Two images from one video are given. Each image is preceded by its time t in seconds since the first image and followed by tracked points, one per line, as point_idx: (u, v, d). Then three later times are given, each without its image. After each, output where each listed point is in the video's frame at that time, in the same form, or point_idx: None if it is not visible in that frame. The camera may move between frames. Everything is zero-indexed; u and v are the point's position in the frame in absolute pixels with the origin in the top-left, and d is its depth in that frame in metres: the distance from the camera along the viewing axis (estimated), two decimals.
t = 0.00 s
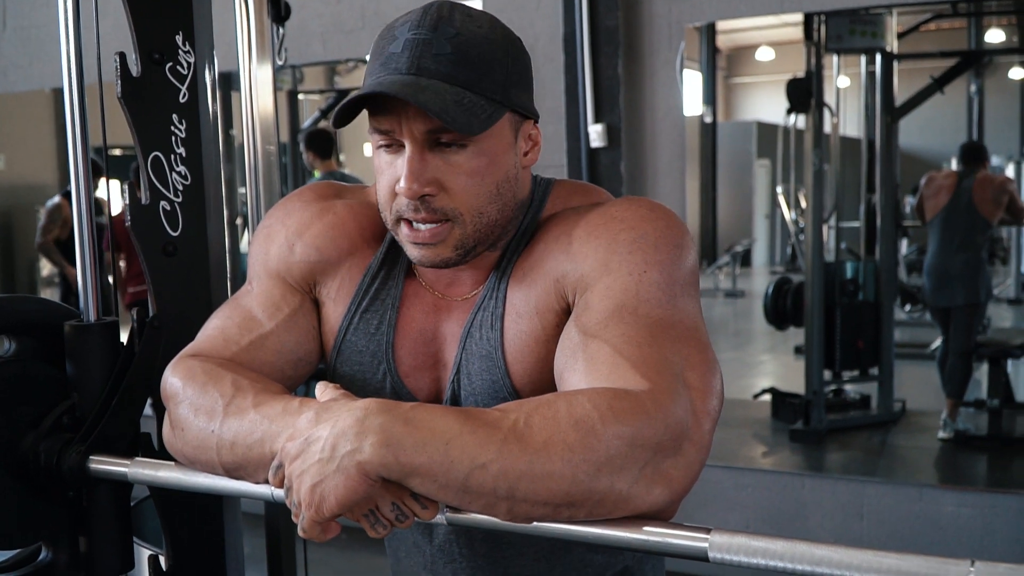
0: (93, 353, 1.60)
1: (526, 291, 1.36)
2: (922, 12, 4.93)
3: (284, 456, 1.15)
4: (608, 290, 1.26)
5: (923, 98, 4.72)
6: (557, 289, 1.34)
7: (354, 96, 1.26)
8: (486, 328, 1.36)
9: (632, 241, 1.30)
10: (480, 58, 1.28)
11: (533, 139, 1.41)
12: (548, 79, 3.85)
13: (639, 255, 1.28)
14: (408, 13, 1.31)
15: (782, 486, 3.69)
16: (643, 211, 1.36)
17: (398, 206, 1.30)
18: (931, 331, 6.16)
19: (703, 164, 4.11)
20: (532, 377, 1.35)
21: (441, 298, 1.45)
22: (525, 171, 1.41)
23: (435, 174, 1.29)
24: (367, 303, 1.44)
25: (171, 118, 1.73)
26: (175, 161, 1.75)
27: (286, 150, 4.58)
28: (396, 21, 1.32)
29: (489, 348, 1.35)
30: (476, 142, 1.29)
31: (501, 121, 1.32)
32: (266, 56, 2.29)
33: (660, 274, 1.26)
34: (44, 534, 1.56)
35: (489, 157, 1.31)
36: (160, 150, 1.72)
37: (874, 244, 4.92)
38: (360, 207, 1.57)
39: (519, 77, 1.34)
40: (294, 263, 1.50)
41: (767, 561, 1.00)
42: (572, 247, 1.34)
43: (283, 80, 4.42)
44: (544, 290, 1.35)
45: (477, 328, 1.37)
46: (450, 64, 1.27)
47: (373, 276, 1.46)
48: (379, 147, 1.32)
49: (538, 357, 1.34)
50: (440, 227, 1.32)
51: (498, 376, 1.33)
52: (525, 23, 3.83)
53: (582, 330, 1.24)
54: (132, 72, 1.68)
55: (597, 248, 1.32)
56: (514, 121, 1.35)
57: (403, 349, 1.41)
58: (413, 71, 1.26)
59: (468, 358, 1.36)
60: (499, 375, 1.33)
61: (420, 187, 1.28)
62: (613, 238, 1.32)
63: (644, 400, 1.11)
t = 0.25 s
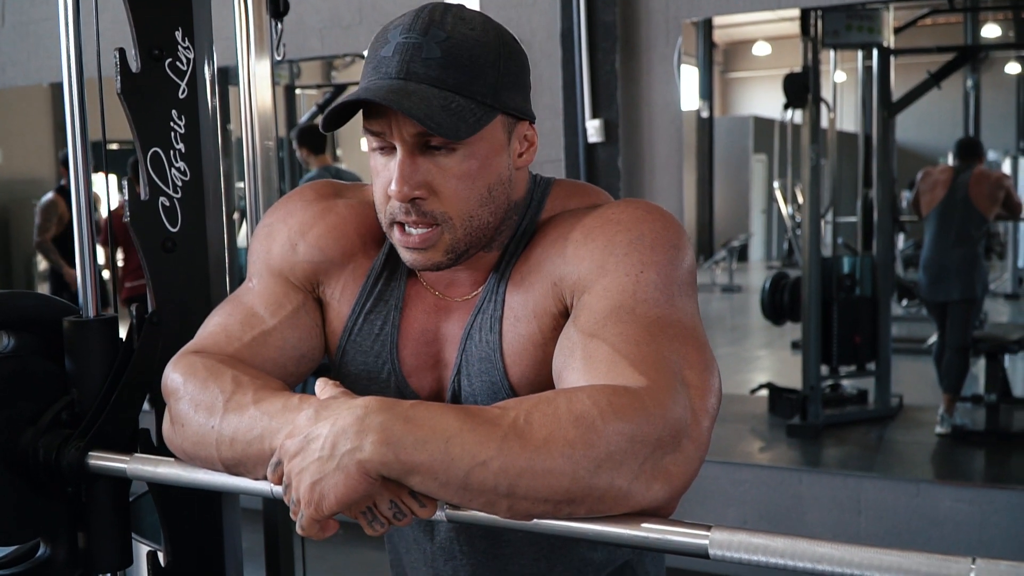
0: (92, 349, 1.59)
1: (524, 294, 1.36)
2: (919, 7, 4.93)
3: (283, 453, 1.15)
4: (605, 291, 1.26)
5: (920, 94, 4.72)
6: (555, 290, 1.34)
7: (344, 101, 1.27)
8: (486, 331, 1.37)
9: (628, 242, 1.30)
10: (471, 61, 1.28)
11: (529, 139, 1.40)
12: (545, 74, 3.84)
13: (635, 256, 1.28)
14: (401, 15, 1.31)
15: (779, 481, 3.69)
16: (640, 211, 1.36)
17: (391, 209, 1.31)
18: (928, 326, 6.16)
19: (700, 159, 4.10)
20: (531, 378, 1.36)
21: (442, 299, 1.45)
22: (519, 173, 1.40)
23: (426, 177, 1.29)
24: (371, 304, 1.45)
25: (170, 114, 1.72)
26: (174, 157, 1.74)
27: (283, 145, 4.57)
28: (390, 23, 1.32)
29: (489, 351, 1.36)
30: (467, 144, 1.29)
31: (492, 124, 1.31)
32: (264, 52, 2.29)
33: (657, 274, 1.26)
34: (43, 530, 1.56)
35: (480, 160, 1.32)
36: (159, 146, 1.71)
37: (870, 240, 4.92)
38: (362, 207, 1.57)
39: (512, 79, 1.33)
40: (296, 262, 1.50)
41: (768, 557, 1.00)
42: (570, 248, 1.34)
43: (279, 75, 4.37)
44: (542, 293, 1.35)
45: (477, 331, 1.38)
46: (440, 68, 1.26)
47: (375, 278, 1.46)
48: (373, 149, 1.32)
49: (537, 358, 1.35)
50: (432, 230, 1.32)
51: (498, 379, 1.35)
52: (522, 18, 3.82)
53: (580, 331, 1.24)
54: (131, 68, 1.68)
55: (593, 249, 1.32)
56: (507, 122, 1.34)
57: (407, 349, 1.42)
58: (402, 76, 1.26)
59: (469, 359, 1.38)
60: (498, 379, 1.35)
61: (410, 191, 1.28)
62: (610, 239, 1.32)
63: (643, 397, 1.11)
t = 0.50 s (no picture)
0: (92, 346, 1.59)
1: (525, 292, 1.36)
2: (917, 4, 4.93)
3: (284, 451, 1.15)
4: (605, 289, 1.26)
5: (918, 90, 4.72)
6: (555, 289, 1.34)
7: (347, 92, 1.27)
8: (488, 329, 1.38)
9: (629, 241, 1.30)
10: (474, 58, 1.28)
11: (531, 138, 1.40)
12: (544, 71, 3.84)
13: (635, 255, 1.28)
14: (407, 11, 1.31)
15: (778, 478, 3.70)
16: (640, 211, 1.36)
17: (392, 202, 1.31)
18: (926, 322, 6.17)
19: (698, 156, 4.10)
20: (532, 376, 1.36)
21: (446, 297, 1.45)
22: (521, 171, 1.40)
23: (426, 171, 1.29)
24: (375, 303, 1.45)
25: (170, 111, 1.72)
26: (174, 154, 1.74)
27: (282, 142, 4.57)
28: (395, 20, 1.33)
29: (490, 350, 1.36)
30: (468, 140, 1.29)
31: (494, 121, 1.31)
32: (263, 50, 2.29)
33: (658, 273, 1.26)
34: (43, 527, 1.57)
35: (481, 157, 1.31)
36: (159, 143, 1.71)
37: (868, 236, 4.92)
38: (365, 206, 1.57)
39: (514, 78, 1.34)
40: (299, 260, 1.50)
41: (769, 553, 1.00)
42: (571, 247, 1.34)
43: (279, 72, 4.39)
44: (543, 291, 1.35)
45: (480, 329, 1.38)
46: (443, 63, 1.27)
47: (379, 276, 1.46)
48: (375, 142, 1.32)
49: (538, 357, 1.35)
50: (432, 225, 1.32)
51: (499, 377, 1.35)
52: (521, 15, 3.82)
53: (581, 330, 1.24)
54: (131, 65, 1.68)
55: (593, 248, 1.32)
56: (509, 120, 1.34)
57: (412, 347, 1.42)
58: (405, 70, 1.26)
59: (471, 357, 1.38)
60: (500, 377, 1.35)
61: (410, 183, 1.28)
62: (610, 238, 1.32)
63: (645, 395, 1.11)
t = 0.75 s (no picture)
0: (92, 346, 1.59)
1: (523, 290, 1.36)
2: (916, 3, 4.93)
3: (283, 453, 1.14)
4: (604, 288, 1.26)
5: (917, 89, 4.71)
6: (553, 287, 1.34)
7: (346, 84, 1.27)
8: (486, 327, 1.37)
9: (627, 239, 1.30)
10: (474, 55, 1.28)
11: (529, 138, 1.40)
12: (543, 70, 3.84)
13: (634, 253, 1.28)
14: (408, 10, 1.32)
15: (777, 477, 3.70)
16: (638, 209, 1.36)
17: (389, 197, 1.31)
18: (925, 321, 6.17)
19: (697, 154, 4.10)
20: (531, 374, 1.36)
21: (443, 294, 1.45)
22: (518, 172, 1.40)
23: (423, 165, 1.29)
24: (372, 299, 1.45)
25: (170, 110, 1.72)
26: (174, 153, 1.74)
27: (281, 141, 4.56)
28: (396, 18, 1.33)
29: (489, 347, 1.36)
30: (466, 136, 1.29)
31: (492, 118, 1.31)
32: (262, 48, 2.29)
33: (656, 271, 1.26)
34: (43, 526, 1.57)
35: (479, 154, 1.31)
36: (159, 141, 1.71)
37: (867, 235, 4.92)
38: (362, 203, 1.57)
39: (514, 77, 1.34)
40: (298, 258, 1.50)
41: (769, 552, 1.00)
42: (569, 244, 1.34)
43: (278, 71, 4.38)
44: (541, 289, 1.35)
45: (478, 327, 1.38)
46: (442, 59, 1.27)
47: (376, 272, 1.46)
48: (374, 137, 1.32)
49: (537, 354, 1.35)
50: (428, 222, 1.32)
51: (497, 375, 1.35)
52: (520, 14, 3.82)
53: (580, 327, 1.24)
54: (131, 64, 1.67)
55: (592, 245, 1.32)
56: (507, 119, 1.34)
57: (409, 343, 1.42)
58: (405, 65, 1.27)
59: (470, 355, 1.38)
60: (498, 374, 1.35)
61: (407, 178, 1.28)
62: (609, 236, 1.32)
63: (644, 393, 1.11)
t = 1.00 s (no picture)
0: (92, 346, 1.59)
1: (525, 289, 1.36)
2: (916, 1, 4.93)
3: (284, 455, 1.14)
4: (606, 286, 1.26)
5: (918, 88, 4.70)
6: (555, 285, 1.33)
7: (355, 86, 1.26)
8: (487, 325, 1.37)
9: (629, 238, 1.30)
10: (479, 51, 1.29)
11: (531, 133, 1.40)
12: (543, 69, 3.84)
13: (637, 252, 1.28)
14: (407, 9, 1.31)
15: (778, 476, 3.70)
16: (640, 207, 1.36)
17: (402, 199, 1.30)
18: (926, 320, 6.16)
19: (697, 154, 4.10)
20: (531, 373, 1.36)
21: (442, 292, 1.45)
22: (524, 166, 1.40)
23: (437, 165, 1.28)
24: (370, 297, 1.45)
25: (170, 110, 1.72)
26: (174, 153, 1.74)
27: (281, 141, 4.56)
28: (395, 18, 1.33)
29: (489, 345, 1.36)
30: (477, 132, 1.29)
31: (501, 113, 1.31)
32: (262, 48, 2.29)
33: (659, 270, 1.26)
34: (44, 525, 1.56)
35: (490, 149, 1.31)
36: (159, 141, 1.71)
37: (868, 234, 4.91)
38: (360, 200, 1.57)
39: (517, 71, 1.34)
40: (296, 255, 1.50)
41: (771, 552, 1.00)
42: (571, 242, 1.34)
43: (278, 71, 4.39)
44: (542, 287, 1.35)
45: (478, 325, 1.38)
46: (450, 55, 1.27)
47: (374, 269, 1.47)
48: (380, 139, 1.31)
49: (537, 353, 1.34)
50: (444, 222, 1.32)
51: (498, 373, 1.34)
52: (521, 13, 3.82)
53: (582, 326, 1.23)
54: (131, 64, 1.67)
55: (594, 244, 1.31)
56: (513, 113, 1.34)
57: (407, 342, 1.41)
58: (413, 63, 1.26)
59: (469, 353, 1.37)
60: (498, 372, 1.34)
61: (422, 177, 1.27)
62: (610, 234, 1.31)
63: (645, 393, 1.11)
